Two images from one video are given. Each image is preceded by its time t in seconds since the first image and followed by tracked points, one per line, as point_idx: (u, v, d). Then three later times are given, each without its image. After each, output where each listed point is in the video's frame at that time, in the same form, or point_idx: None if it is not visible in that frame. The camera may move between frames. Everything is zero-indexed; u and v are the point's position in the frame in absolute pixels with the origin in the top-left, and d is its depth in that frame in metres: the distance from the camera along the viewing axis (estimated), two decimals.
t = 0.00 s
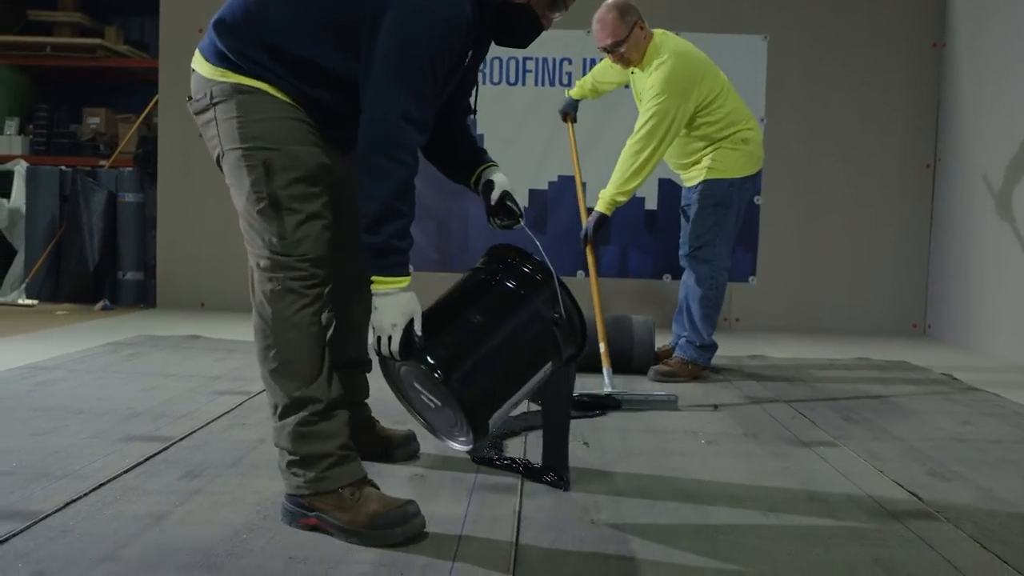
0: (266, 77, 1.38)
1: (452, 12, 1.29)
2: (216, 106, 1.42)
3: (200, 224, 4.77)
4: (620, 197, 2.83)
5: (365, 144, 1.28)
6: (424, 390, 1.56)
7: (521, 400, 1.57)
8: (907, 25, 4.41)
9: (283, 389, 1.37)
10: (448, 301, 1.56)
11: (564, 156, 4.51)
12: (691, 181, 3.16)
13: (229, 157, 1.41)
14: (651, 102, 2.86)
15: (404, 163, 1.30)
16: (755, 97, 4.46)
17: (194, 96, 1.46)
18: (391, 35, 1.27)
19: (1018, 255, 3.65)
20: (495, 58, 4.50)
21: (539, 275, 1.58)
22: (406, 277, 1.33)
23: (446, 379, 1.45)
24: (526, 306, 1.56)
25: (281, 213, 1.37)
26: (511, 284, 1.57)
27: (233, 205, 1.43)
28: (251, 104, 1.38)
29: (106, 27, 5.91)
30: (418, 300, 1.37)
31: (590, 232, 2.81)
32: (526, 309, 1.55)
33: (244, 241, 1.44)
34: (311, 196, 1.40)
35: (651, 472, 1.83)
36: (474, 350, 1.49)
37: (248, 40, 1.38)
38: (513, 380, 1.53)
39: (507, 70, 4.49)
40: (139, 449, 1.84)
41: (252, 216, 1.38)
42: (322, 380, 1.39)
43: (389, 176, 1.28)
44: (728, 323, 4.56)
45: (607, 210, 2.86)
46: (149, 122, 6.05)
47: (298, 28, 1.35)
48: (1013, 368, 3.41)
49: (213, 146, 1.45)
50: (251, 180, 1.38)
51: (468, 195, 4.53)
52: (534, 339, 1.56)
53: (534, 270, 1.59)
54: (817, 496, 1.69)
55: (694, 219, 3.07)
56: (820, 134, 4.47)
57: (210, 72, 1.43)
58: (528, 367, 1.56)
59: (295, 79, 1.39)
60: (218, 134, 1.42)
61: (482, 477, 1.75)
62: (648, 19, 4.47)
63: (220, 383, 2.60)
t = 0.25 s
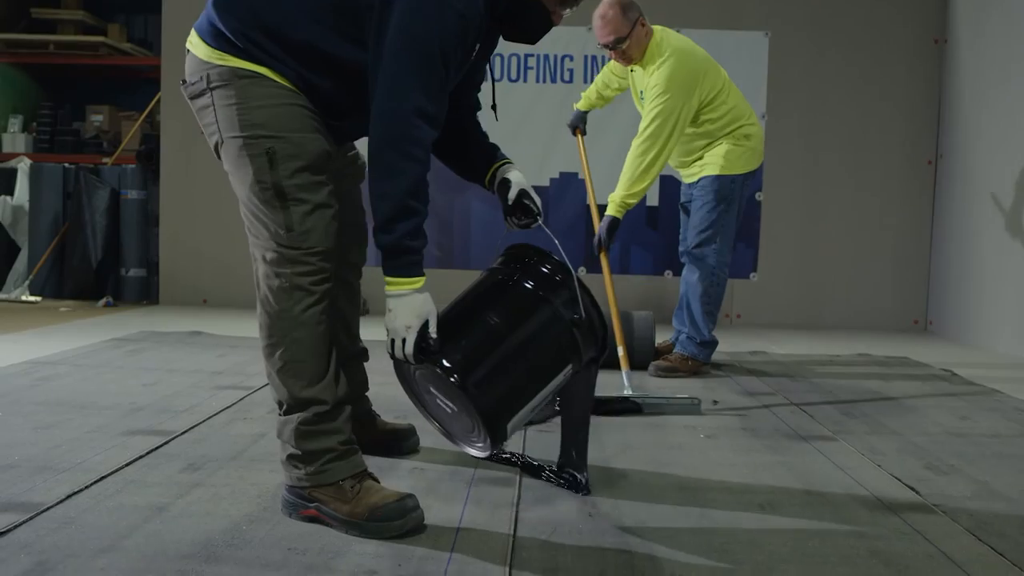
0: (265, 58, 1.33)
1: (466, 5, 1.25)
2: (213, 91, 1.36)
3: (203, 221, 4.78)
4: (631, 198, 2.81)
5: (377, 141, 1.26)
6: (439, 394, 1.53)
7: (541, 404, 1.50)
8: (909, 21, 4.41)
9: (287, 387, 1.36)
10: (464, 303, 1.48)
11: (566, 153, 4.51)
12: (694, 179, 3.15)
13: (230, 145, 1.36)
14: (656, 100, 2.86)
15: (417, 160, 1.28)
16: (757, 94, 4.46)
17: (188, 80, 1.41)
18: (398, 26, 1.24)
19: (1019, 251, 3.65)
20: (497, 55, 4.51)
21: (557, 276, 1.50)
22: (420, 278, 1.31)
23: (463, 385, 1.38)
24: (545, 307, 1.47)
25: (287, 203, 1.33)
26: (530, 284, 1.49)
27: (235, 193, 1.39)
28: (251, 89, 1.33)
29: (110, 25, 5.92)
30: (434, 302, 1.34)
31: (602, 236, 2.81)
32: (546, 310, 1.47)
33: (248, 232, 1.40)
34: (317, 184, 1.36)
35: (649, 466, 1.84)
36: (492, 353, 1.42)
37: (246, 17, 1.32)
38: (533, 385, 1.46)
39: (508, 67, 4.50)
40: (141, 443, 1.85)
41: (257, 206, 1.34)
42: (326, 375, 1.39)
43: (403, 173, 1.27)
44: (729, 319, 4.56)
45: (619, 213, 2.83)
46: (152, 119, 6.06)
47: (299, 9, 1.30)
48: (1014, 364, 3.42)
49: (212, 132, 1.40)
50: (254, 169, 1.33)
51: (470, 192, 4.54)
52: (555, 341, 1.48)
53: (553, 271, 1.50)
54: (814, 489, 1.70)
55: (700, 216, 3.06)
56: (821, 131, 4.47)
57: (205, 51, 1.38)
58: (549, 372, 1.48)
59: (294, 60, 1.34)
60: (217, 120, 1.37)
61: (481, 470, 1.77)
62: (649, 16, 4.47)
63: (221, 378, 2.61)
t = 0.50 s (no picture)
0: (262, 44, 1.32)
1: None
2: (209, 80, 1.34)
3: (207, 217, 4.80)
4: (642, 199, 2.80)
5: (388, 132, 1.24)
6: (461, 392, 1.53)
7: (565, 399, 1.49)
8: (911, 15, 4.40)
9: (289, 387, 1.35)
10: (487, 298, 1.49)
11: (569, 148, 4.52)
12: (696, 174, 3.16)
13: (229, 137, 1.34)
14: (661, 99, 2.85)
15: (430, 149, 1.25)
16: (759, 89, 4.45)
17: (181, 68, 1.38)
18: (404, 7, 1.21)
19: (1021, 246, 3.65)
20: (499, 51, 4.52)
21: (580, 267, 1.52)
22: (438, 272, 1.29)
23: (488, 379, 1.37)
24: (568, 300, 1.49)
25: (290, 200, 1.32)
26: (552, 276, 1.50)
27: (235, 187, 1.37)
28: (249, 80, 1.31)
29: (114, 22, 5.93)
30: (453, 296, 1.32)
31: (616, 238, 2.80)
32: (569, 303, 1.49)
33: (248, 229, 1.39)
34: (320, 178, 1.35)
35: (647, 458, 1.86)
36: (517, 347, 1.41)
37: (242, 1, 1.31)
38: (558, 379, 1.45)
39: (510, 63, 4.52)
40: (143, 435, 1.87)
41: (258, 202, 1.33)
42: (328, 373, 1.39)
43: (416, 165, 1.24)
44: (731, 314, 4.57)
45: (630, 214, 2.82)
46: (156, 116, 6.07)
47: None
48: (1016, 359, 3.42)
49: (207, 123, 1.37)
50: (254, 163, 1.32)
51: (473, 187, 4.55)
52: (579, 333, 1.48)
53: (574, 262, 1.52)
54: (810, 481, 1.71)
55: (704, 211, 3.06)
56: (824, 126, 4.47)
57: (195, 36, 1.36)
58: (573, 364, 1.48)
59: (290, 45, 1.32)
60: (213, 110, 1.35)
61: (478, 463, 1.78)
62: (651, 11, 4.47)
63: (223, 372, 2.63)
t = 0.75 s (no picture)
0: (259, 36, 1.31)
1: None
2: (205, 70, 1.33)
3: (212, 214, 4.84)
4: (651, 193, 2.78)
5: (395, 120, 1.22)
6: (479, 384, 1.43)
7: (581, 391, 1.46)
8: (914, 10, 4.40)
9: (279, 385, 1.36)
10: (499, 288, 1.44)
11: (572, 143, 4.53)
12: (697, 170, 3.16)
13: (220, 130, 1.33)
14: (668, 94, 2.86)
15: (440, 137, 1.23)
16: (762, 84, 4.46)
17: (177, 56, 1.37)
18: None
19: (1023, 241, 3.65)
20: (503, 47, 4.54)
21: (594, 252, 1.47)
22: (450, 263, 1.26)
23: (505, 373, 1.33)
24: (584, 288, 1.45)
25: (279, 197, 1.32)
26: (566, 263, 1.46)
27: (223, 181, 1.36)
28: (243, 74, 1.31)
29: (121, 21, 5.97)
30: (465, 288, 1.29)
31: (624, 232, 2.75)
32: (584, 291, 1.44)
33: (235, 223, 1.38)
34: (310, 176, 1.34)
35: (643, 451, 1.87)
36: (533, 337, 1.37)
37: None
38: (575, 370, 1.41)
39: (513, 59, 4.53)
40: (145, 428, 1.90)
41: (247, 199, 1.33)
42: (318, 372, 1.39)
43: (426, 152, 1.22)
44: (734, 310, 4.58)
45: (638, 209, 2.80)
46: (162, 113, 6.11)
47: None
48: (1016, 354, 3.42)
49: (199, 114, 1.37)
50: (244, 158, 1.31)
51: (476, 183, 4.57)
52: (596, 320, 1.44)
53: (588, 247, 1.48)
54: (803, 473, 1.72)
55: (706, 208, 3.07)
56: (827, 121, 4.47)
57: (192, 27, 1.36)
58: (591, 354, 1.44)
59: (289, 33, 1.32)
60: (207, 101, 1.34)
61: (475, 456, 1.80)
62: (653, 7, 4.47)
63: (226, 367, 2.66)
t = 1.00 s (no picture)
0: (271, 25, 1.29)
1: None
2: (223, 64, 1.33)
3: (224, 210, 4.88)
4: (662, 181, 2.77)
5: (401, 104, 1.20)
6: (488, 370, 1.43)
7: (596, 378, 1.42)
8: (924, 4, 4.39)
9: (301, 359, 1.32)
10: (513, 275, 1.42)
11: (581, 139, 4.55)
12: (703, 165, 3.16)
13: (242, 116, 1.33)
14: (678, 87, 2.86)
15: (444, 118, 1.21)
16: (771, 79, 4.46)
17: (199, 58, 1.38)
18: None
19: None
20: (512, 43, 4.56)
21: (610, 242, 1.44)
22: (460, 245, 1.24)
23: (513, 357, 1.30)
24: (598, 277, 1.42)
25: (298, 167, 1.28)
26: (581, 251, 1.44)
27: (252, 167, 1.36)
28: (256, 57, 1.29)
29: (135, 18, 6.01)
30: (473, 271, 1.26)
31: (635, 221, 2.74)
32: (598, 280, 1.42)
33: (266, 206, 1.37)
34: (333, 144, 1.30)
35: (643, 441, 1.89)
36: (544, 323, 1.35)
37: None
38: (586, 356, 1.38)
39: (522, 55, 4.55)
40: (154, 417, 1.93)
41: (276, 177, 1.31)
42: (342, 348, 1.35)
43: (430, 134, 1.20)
44: (743, 304, 4.58)
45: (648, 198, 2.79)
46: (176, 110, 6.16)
47: None
48: None
49: (224, 106, 1.37)
50: (264, 135, 1.30)
51: (486, 178, 4.59)
52: (609, 309, 1.41)
53: (605, 237, 1.45)
54: (801, 462, 1.74)
55: (714, 202, 3.08)
56: (836, 115, 4.46)
57: (212, 25, 1.36)
58: (603, 342, 1.41)
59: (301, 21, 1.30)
60: (228, 92, 1.34)
61: (477, 445, 1.82)
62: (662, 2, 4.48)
63: (235, 359, 2.69)
